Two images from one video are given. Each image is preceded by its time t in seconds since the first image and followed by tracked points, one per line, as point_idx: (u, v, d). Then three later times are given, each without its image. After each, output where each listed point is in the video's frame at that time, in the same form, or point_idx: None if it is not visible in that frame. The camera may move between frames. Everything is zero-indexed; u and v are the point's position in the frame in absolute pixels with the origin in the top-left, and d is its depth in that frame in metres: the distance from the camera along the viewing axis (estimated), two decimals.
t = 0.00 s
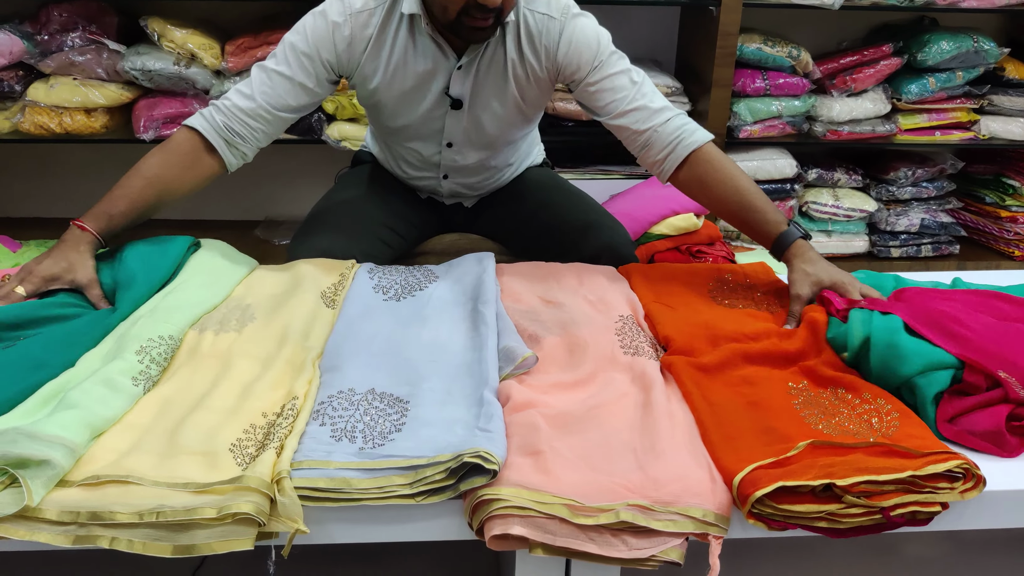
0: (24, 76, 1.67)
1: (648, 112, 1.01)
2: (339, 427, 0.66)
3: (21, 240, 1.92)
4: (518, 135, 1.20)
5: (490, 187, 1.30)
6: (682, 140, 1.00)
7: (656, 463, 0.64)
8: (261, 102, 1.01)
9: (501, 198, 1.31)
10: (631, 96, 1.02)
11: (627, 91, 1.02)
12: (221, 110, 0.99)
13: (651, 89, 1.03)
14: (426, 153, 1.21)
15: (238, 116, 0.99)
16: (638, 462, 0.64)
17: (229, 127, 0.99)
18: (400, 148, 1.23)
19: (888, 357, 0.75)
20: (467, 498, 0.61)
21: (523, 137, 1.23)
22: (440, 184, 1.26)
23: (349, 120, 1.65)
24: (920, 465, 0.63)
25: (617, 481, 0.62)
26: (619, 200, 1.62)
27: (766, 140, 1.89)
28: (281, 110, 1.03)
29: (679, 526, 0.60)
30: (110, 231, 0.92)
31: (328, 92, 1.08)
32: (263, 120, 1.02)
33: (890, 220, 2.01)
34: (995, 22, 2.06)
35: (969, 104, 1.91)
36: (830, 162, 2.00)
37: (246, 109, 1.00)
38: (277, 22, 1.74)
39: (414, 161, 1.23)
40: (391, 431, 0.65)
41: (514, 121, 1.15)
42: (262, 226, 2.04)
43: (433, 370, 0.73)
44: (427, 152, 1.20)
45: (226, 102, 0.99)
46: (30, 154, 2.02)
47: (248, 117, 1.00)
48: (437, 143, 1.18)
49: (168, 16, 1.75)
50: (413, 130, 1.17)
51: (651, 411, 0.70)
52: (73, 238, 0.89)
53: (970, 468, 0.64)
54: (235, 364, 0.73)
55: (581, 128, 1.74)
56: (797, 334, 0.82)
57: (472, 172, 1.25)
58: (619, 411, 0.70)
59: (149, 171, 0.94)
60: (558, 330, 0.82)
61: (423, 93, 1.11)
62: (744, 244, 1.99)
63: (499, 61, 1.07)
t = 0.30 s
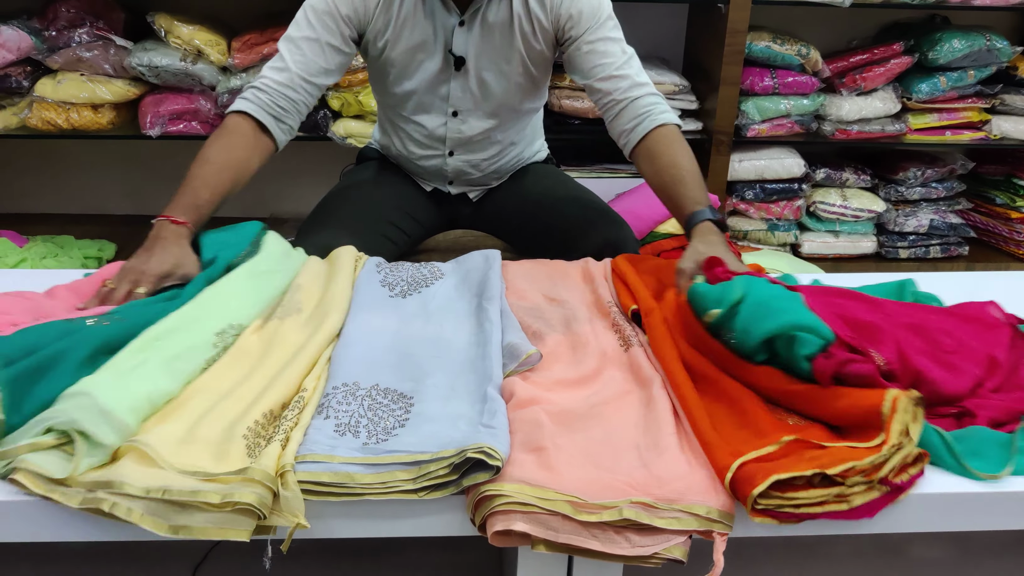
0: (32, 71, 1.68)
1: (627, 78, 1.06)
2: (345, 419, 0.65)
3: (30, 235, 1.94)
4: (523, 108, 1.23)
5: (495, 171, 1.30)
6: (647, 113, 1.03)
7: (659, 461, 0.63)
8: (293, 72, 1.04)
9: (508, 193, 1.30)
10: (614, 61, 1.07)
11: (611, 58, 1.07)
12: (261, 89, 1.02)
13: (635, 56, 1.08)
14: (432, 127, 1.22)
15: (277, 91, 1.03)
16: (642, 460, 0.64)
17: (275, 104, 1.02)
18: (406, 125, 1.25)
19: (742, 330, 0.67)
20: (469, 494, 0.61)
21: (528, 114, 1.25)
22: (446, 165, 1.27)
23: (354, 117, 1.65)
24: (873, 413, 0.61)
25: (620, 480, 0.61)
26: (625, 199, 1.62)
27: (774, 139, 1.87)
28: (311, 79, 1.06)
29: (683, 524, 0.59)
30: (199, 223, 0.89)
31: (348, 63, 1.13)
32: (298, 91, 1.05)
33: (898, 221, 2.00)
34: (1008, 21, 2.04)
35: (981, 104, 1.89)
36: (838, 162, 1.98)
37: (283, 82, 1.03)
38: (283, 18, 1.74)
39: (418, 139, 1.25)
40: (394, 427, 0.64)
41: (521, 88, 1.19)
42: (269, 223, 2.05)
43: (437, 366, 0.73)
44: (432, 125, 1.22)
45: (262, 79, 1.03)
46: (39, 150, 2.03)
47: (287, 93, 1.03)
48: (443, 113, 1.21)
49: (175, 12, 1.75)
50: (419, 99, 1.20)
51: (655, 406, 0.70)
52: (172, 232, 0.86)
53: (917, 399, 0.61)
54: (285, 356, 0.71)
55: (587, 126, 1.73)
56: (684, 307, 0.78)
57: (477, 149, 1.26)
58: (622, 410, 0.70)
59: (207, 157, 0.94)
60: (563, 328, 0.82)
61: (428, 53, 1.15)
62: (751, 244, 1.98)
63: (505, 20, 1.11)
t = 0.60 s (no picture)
0: (27, 66, 1.66)
1: (575, 55, 1.11)
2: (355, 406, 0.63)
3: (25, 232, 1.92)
4: (521, 73, 1.24)
5: (494, 145, 1.28)
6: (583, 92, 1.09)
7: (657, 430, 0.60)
8: (321, 36, 1.08)
9: (511, 183, 1.29)
10: (567, 36, 1.12)
11: (562, 36, 1.12)
12: (302, 59, 1.07)
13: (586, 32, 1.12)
14: (428, 90, 1.22)
15: (319, 57, 1.07)
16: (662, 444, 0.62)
17: (325, 70, 1.07)
18: (401, 93, 1.24)
19: (562, 308, 0.67)
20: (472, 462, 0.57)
21: (527, 80, 1.26)
22: (443, 133, 1.25)
23: (354, 112, 1.65)
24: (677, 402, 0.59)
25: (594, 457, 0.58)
26: (627, 193, 1.62)
27: (774, 134, 1.89)
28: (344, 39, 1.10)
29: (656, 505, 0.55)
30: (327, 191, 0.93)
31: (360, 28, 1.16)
32: (335, 52, 1.09)
33: (897, 216, 2.01)
34: (1005, 17, 2.05)
35: (978, 99, 1.90)
36: (838, 157, 1.99)
37: (315, 48, 1.07)
38: (281, 12, 1.73)
39: (413, 106, 1.24)
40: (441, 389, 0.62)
41: (515, 46, 1.20)
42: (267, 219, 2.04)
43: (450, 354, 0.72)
44: (427, 88, 1.22)
45: (298, 50, 1.07)
46: (34, 146, 2.01)
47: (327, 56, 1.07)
48: (438, 74, 1.21)
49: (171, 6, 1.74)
50: (414, 60, 1.20)
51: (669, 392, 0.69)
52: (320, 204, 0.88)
53: (705, 381, 0.60)
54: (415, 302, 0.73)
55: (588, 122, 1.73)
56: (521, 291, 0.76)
57: (474, 115, 1.25)
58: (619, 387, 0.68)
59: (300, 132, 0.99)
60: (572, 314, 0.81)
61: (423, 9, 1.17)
62: (751, 239, 1.97)
63: None
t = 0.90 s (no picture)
0: (22, 63, 1.66)
1: (585, 40, 1.12)
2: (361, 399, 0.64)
3: (23, 230, 1.91)
4: (528, 66, 1.24)
5: (497, 137, 1.28)
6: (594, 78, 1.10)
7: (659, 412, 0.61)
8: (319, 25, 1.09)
9: (511, 175, 1.29)
10: (578, 19, 1.13)
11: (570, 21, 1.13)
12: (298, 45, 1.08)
13: (593, 15, 1.14)
14: (433, 80, 1.22)
15: (312, 45, 1.08)
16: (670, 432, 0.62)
17: (314, 55, 1.07)
18: (404, 83, 1.24)
19: (601, 291, 0.68)
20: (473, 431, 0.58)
21: (533, 72, 1.26)
22: (446, 123, 1.25)
23: (350, 107, 1.63)
24: (680, 388, 0.59)
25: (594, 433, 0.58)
26: (626, 187, 1.62)
27: (774, 127, 1.87)
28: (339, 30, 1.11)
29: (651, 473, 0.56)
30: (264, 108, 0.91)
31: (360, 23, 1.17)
32: (329, 41, 1.09)
33: (898, 208, 2.01)
34: (1007, 7, 2.04)
35: (979, 90, 1.89)
36: (838, 150, 1.99)
37: (312, 37, 1.09)
38: (278, 7, 1.73)
39: (417, 97, 1.23)
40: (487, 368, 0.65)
41: (520, 38, 1.20)
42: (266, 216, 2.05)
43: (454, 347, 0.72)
44: (432, 79, 1.22)
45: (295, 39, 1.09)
46: (31, 144, 2.01)
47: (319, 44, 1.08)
48: (443, 65, 1.21)
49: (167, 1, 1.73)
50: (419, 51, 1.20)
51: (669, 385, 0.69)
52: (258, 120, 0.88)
53: (711, 368, 0.58)
54: (426, 290, 0.74)
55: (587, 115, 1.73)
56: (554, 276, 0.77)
57: (478, 106, 1.25)
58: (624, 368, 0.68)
59: (279, 78, 0.98)
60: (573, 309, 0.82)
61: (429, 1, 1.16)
62: (750, 232, 1.98)
63: None
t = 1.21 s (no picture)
0: (22, 54, 1.65)
1: (608, 49, 1.11)
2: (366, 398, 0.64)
3: (22, 223, 1.91)
4: (535, 71, 1.24)
5: (500, 140, 1.28)
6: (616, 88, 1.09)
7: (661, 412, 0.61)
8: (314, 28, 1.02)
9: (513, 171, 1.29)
10: (599, 25, 1.12)
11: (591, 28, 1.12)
12: (282, 47, 0.99)
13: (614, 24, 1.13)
14: (440, 84, 1.22)
15: (300, 49, 1.00)
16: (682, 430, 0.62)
17: (302, 62, 0.99)
18: (411, 85, 1.23)
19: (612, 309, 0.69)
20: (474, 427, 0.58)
21: (539, 78, 1.26)
22: (451, 127, 1.25)
23: (351, 101, 1.63)
24: (686, 388, 0.59)
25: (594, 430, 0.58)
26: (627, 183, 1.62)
27: (775, 124, 1.87)
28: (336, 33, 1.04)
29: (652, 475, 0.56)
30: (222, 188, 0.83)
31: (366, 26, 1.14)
32: (322, 44, 1.02)
33: (899, 206, 2.01)
34: (1009, 5, 2.04)
35: (981, 89, 1.89)
36: (840, 148, 1.98)
37: (302, 38, 1.00)
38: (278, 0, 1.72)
39: (423, 100, 1.23)
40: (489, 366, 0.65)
41: (529, 44, 1.19)
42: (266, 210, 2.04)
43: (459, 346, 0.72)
44: (440, 83, 1.22)
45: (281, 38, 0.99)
46: (30, 136, 2.00)
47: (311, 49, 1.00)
48: (452, 70, 1.21)
49: None
50: (427, 56, 1.20)
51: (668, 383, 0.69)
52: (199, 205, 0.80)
53: (719, 372, 0.59)
54: (422, 287, 0.73)
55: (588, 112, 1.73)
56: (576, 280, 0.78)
57: (484, 111, 1.25)
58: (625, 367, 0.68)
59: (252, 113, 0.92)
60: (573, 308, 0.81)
61: (440, 5, 1.15)
62: (752, 230, 1.98)
63: None
